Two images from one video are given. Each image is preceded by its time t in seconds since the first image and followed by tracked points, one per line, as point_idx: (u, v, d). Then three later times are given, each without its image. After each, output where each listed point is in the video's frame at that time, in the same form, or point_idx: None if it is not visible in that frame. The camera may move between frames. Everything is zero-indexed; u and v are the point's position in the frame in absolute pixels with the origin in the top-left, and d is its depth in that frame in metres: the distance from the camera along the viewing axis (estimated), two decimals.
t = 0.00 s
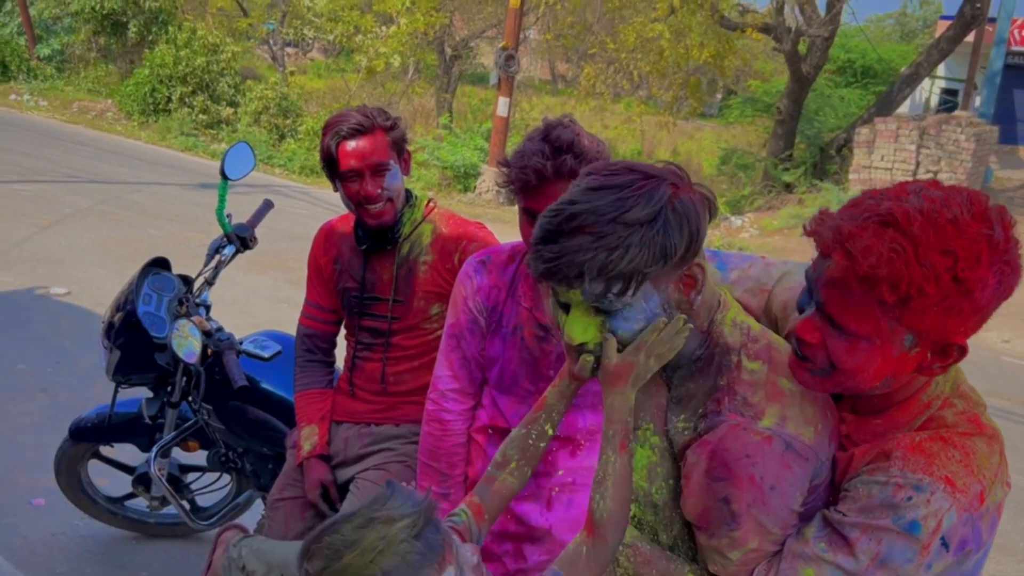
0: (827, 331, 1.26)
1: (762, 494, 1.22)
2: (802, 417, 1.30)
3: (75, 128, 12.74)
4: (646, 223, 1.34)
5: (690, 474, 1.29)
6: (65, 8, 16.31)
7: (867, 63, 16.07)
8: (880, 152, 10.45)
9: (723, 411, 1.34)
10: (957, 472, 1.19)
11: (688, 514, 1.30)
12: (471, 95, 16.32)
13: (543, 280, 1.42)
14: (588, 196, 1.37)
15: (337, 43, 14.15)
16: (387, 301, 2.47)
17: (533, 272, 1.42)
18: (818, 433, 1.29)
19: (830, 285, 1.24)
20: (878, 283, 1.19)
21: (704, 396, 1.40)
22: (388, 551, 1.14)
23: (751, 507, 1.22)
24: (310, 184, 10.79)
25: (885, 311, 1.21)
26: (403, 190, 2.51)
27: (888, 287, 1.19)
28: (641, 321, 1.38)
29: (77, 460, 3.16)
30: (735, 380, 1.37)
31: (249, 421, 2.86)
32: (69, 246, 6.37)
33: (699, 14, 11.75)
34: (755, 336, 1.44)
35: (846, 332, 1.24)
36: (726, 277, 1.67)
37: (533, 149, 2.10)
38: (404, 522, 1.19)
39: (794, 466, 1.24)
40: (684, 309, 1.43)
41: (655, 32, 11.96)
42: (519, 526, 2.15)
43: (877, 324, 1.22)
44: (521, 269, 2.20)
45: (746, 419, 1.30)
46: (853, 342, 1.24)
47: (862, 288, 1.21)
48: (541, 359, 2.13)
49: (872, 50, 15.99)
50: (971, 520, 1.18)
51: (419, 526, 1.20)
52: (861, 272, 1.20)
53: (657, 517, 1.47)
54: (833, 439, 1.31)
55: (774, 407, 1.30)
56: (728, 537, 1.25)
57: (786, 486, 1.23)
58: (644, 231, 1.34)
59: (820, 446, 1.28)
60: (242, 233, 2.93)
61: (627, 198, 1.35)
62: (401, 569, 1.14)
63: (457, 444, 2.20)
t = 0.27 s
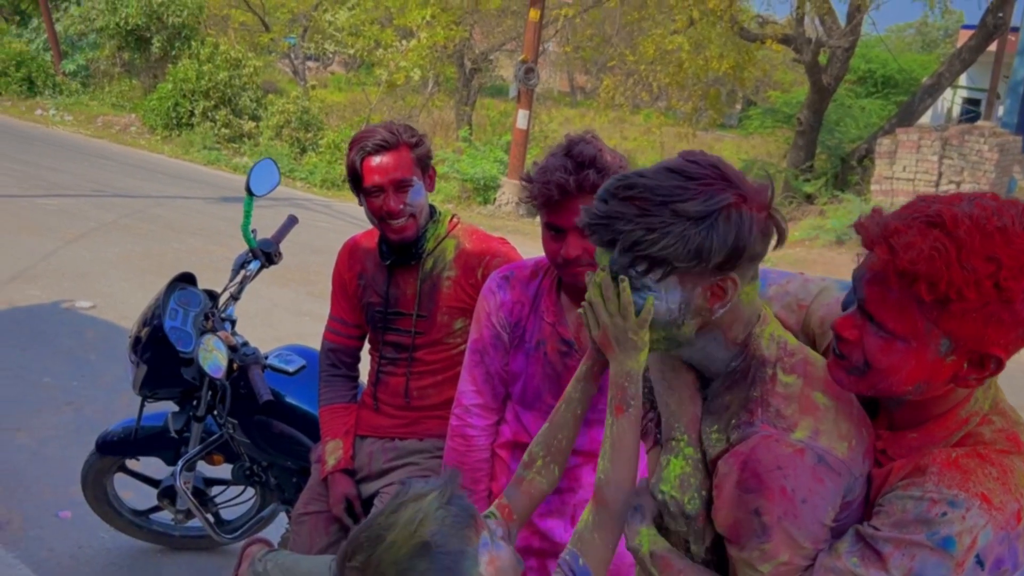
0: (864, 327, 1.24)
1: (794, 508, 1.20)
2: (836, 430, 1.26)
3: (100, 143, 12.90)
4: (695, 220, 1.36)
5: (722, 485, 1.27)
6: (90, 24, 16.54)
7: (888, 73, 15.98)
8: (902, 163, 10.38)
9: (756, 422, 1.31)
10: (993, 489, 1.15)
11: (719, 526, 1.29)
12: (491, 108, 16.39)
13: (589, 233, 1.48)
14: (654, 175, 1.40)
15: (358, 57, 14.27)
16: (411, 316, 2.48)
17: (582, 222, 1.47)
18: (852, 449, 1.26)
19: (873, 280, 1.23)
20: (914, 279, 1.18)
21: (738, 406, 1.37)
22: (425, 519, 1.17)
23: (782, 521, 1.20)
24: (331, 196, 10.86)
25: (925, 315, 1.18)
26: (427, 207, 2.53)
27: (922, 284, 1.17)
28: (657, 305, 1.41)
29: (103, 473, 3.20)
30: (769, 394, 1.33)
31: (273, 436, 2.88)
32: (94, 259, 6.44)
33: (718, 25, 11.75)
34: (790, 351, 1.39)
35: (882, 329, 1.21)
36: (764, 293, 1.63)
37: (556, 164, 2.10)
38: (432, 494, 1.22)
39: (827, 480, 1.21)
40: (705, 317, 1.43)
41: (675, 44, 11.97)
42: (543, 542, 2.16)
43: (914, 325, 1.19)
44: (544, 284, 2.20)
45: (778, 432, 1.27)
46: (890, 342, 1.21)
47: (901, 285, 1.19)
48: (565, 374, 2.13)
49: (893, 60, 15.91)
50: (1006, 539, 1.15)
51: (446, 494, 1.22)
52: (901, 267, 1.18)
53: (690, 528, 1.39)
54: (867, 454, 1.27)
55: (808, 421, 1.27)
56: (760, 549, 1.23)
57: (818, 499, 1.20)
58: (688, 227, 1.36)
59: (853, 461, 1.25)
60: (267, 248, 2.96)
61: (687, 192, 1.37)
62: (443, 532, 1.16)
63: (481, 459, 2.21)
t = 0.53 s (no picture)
0: (915, 329, 1.22)
1: (827, 520, 1.17)
2: (869, 442, 1.22)
3: (134, 161, 13.12)
4: (658, 253, 1.27)
5: (754, 498, 1.23)
6: (123, 44, 16.84)
7: (918, 84, 15.85)
8: (933, 175, 10.29)
9: (788, 435, 1.25)
10: None
11: (752, 539, 1.25)
12: (517, 122, 16.47)
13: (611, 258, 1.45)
14: (637, 206, 1.33)
15: (387, 74, 14.44)
16: (441, 331, 2.50)
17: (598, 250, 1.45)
18: (886, 461, 1.22)
19: (926, 282, 1.21)
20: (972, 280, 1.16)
21: (773, 419, 1.29)
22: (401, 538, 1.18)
23: (815, 532, 1.18)
24: (359, 212, 10.95)
25: (983, 317, 1.17)
26: (458, 226, 2.54)
27: (979, 283, 1.16)
28: (643, 332, 1.32)
29: (137, 487, 3.24)
30: (802, 407, 1.27)
31: (305, 450, 2.90)
32: (127, 276, 6.53)
33: (746, 38, 11.73)
34: (824, 365, 1.32)
35: (934, 332, 1.19)
36: (804, 307, 1.59)
37: (585, 180, 2.11)
38: (409, 517, 1.24)
39: (859, 492, 1.18)
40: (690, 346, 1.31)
41: (702, 57, 11.94)
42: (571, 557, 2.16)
43: (967, 328, 1.18)
44: (573, 300, 2.21)
45: (810, 443, 1.22)
46: (942, 345, 1.19)
47: (961, 285, 1.17)
48: (594, 389, 2.14)
49: (923, 70, 15.78)
50: None
51: (424, 518, 1.25)
52: (961, 267, 1.17)
53: (725, 539, 1.32)
54: (902, 466, 1.23)
55: (840, 432, 1.22)
56: (793, 561, 1.20)
57: (850, 511, 1.18)
58: (654, 260, 1.28)
59: (888, 473, 1.21)
60: (300, 265, 3.00)
61: (657, 224, 1.28)
62: (416, 551, 1.17)
63: (511, 474, 2.19)
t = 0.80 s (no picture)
0: (952, 344, 1.23)
1: (866, 544, 1.15)
2: (907, 465, 1.21)
3: (170, 178, 13.34)
4: (715, 262, 1.26)
5: (792, 522, 1.23)
6: (160, 63, 17.15)
7: (953, 94, 15.67)
8: (969, 186, 10.14)
9: (825, 458, 1.25)
10: None
11: (789, 562, 1.24)
12: (547, 137, 16.52)
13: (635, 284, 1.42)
14: (682, 219, 1.31)
15: (418, 90, 14.59)
16: (472, 347, 2.50)
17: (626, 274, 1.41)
18: (925, 484, 1.20)
19: (960, 295, 1.22)
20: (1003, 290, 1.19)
21: (808, 442, 1.28)
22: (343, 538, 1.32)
23: (854, 557, 1.16)
24: (391, 228, 11.03)
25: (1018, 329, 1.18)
26: (490, 242, 2.55)
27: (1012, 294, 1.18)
28: (692, 349, 1.29)
29: (173, 503, 3.28)
30: (838, 429, 1.26)
31: (339, 467, 2.93)
32: (164, 292, 6.63)
33: (777, 51, 11.67)
34: (859, 385, 1.30)
35: (970, 346, 1.20)
36: (833, 325, 1.57)
37: (616, 195, 2.10)
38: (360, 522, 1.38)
39: (899, 516, 1.17)
40: (745, 358, 1.29)
41: (733, 70, 11.91)
42: None
43: (1003, 340, 1.19)
44: (604, 317, 2.21)
45: (848, 466, 1.21)
46: (979, 360, 1.20)
47: (995, 298, 1.19)
48: (626, 407, 2.14)
49: (958, 81, 15.60)
50: None
51: (376, 526, 1.37)
52: (996, 278, 1.19)
53: (761, 562, 1.30)
54: (941, 489, 1.22)
55: (878, 455, 1.21)
56: None
57: (890, 536, 1.16)
58: (711, 269, 1.26)
59: (927, 496, 1.19)
60: (333, 282, 3.03)
61: (708, 233, 1.27)
62: (351, 553, 1.30)
63: (543, 492, 2.17)
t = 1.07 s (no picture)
0: (1000, 373, 1.21)
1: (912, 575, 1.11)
2: (951, 492, 1.18)
3: (205, 195, 13.51)
4: (763, 290, 1.23)
5: (832, 552, 1.19)
6: (194, 82, 17.42)
7: (988, 103, 15.48)
8: (1007, 196, 10.00)
9: (867, 486, 1.22)
10: None
11: None
12: (577, 150, 16.54)
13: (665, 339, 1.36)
14: (711, 257, 1.28)
15: (448, 105, 14.71)
16: (510, 363, 2.50)
17: (653, 326, 1.35)
18: (968, 511, 1.18)
19: (1010, 320, 1.21)
20: None
21: (846, 468, 1.25)
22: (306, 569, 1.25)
23: None
24: (422, 242, 11.09)
25: None
26: (526, 258, 2.54)
27: None
28: (753, 384, 1.24)
29: (211, 519, 3.31)
30: (878, 455, 1.24)
31: (376, 484, 2.95)
32: (199, 308, 6.71)
33: (808, 62, 11.62)
34: (897, 409, 1.29)
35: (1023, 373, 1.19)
36: (866, 346, 1.54)
37: (652, 213, 2.10)
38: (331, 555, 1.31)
39: (945, 545, 1.14)
40: (804, 380, 1.26)
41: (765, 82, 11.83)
42: None
43: None
44: (642, 334, 2.20)
45: (891, 495, 1.19)
46: None
47: None
48: (665, 425, 2.12)
49: (993, 89, 15.40)
50: None
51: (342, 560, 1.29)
52: None
53: None
54: (985, 518, 1.19)
55: (921, 483, 1.19)
56: None
57: (937, 566, 1.12)
58: (761, 296, 1.23)
59: (972, 524, 1.17)
60: (369, 299, 3.05)
61: (747, 263, 1.24)
62: None
63: (582, 510, 2.17)
